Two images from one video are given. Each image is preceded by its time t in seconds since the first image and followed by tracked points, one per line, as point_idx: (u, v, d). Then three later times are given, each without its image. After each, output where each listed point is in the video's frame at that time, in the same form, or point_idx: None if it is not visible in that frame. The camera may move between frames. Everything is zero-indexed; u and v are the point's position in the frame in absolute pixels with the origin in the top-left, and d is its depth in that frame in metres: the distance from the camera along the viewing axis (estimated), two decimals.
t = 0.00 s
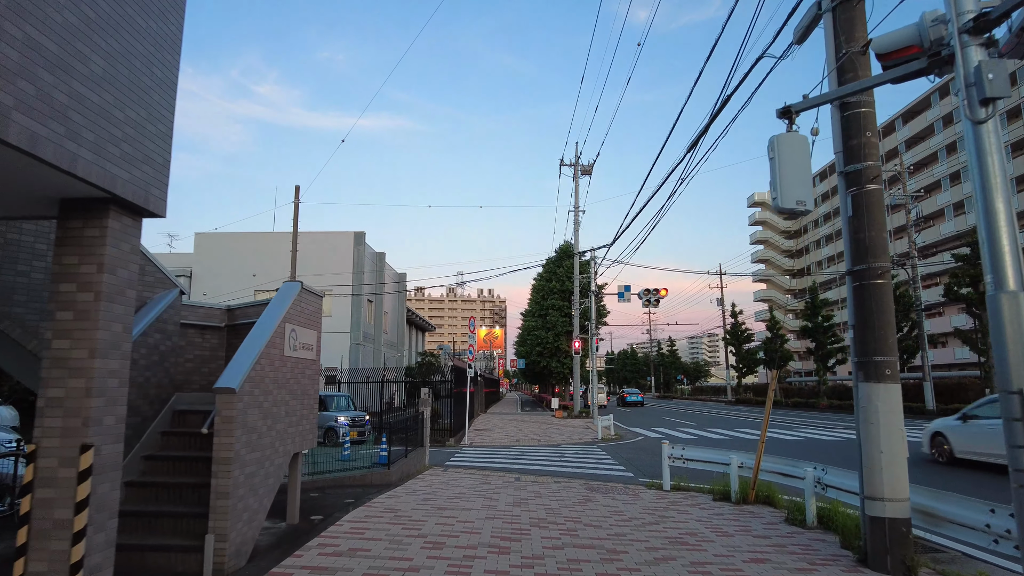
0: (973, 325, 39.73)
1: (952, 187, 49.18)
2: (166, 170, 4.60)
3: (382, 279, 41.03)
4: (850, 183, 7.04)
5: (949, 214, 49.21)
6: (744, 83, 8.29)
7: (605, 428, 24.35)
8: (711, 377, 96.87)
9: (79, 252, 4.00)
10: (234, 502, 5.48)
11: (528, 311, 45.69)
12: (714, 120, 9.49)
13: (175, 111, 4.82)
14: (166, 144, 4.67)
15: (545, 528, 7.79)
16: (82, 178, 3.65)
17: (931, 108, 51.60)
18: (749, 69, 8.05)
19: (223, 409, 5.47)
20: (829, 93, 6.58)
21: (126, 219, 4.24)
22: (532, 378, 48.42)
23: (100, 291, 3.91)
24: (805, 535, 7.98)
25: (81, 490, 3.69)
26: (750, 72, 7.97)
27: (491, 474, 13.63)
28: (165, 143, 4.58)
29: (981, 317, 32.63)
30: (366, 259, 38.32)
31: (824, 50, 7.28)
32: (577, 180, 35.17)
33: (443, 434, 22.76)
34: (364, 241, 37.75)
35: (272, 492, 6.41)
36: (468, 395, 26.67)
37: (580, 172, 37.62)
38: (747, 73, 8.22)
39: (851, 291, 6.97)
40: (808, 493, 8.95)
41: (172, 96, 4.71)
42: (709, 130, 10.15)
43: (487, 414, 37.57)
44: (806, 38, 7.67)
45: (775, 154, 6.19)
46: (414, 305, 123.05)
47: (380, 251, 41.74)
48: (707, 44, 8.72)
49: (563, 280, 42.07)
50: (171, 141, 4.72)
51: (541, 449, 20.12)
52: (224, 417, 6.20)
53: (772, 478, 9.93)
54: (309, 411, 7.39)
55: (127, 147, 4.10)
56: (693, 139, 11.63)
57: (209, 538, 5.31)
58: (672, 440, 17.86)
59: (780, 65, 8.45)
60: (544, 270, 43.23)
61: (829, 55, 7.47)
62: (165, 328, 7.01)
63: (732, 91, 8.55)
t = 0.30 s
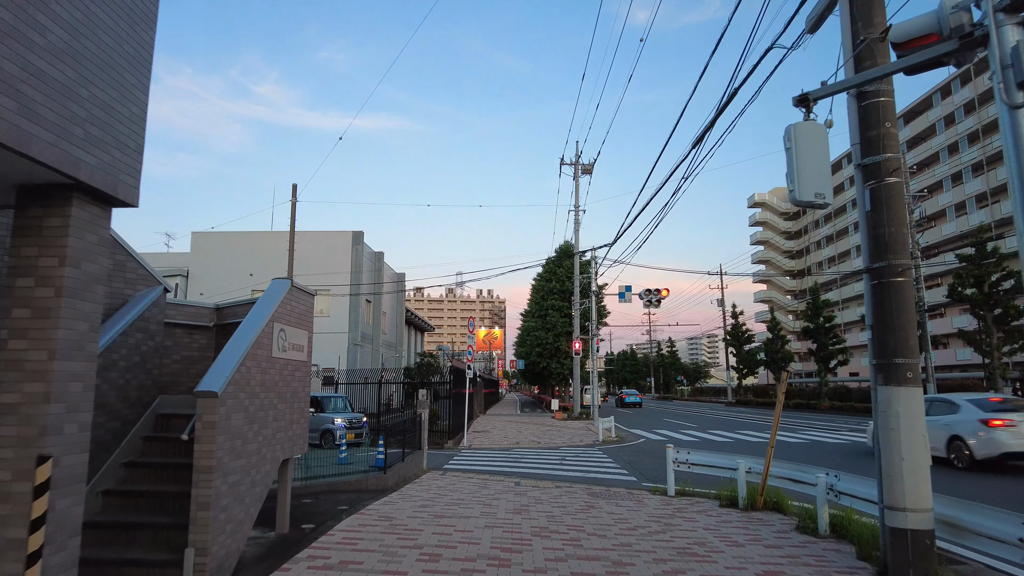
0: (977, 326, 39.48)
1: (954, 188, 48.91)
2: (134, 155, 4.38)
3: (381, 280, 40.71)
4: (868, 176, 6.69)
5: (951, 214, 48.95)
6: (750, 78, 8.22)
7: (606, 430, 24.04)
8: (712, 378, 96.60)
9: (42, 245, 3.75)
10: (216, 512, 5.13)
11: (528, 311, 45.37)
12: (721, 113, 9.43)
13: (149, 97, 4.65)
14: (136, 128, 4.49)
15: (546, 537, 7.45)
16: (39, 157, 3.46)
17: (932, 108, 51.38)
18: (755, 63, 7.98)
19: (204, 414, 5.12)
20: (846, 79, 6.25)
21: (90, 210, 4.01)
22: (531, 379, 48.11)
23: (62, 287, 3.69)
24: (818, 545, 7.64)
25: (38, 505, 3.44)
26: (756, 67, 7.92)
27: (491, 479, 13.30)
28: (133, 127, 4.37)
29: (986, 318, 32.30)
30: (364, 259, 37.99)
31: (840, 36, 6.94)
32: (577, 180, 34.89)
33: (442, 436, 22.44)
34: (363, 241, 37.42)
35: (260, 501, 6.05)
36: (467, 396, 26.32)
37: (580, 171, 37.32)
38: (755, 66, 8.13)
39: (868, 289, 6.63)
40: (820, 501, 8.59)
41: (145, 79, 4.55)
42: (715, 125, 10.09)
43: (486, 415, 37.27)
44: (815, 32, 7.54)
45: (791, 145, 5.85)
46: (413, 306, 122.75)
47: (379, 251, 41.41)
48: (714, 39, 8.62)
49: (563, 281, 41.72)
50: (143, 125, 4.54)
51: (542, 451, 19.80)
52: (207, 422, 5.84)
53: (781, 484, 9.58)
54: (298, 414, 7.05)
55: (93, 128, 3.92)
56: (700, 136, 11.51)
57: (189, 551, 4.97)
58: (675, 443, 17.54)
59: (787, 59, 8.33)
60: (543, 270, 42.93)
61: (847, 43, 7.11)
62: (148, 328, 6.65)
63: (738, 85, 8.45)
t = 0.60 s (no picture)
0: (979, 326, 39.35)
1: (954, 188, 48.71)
2: (104, 132, 4.20)
3: (379, 279, 40.41)
4: (886, 166, 6.38)
5: (952, 215, 48.72)
6: (757, 69, 8.12)
7: (606, 431, 23.78)
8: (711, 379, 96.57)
9: None
10: (199, 519, 4.83)
11: (527, 312, 45.11)
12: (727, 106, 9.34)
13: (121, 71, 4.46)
14: (106, 103, 4.30)
15: (549, 544, 7.13)
16: None
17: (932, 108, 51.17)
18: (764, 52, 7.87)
19: (186, 414, 4.81)
20: (863, 64, 5.99)
21: (55, 192, 3.86)
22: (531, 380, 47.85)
23: (20, 276, 3.50)
24: (832, 551, 7.35)
25: None
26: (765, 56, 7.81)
27: (489, 481, 13.01)
28: (101, 103, 4.18)
29: (989, 318, 32.06)
30: (362, 258, 37.71)
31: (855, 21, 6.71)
32: (577, 179, 34.68)
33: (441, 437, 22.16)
34: (361, 240, 37.14)
35: (247, 507, 5.74)
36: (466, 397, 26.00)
37: (580, 170, 37.07)
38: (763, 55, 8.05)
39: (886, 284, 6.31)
40: (832, 504, 8.31)
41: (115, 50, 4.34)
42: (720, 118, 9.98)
43: (484, 417, 37.03)
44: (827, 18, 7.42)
45: (808, 131, 5.57)
46: (412, 307, 122.67)
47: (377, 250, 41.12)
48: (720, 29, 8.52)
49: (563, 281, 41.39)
50: (114, 100, 4.35)
51: (541, 452, 19.55)
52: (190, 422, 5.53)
53: (789, 487, 9.31)
54: (288, 414, 6.73)
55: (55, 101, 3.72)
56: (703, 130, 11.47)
57: (168, 561, 4.66)
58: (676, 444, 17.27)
59: (796, 46, 8.26)
60: (543, 270, 42.65)
61: (863, 28, 6.82)
62: (132, 324, 6.35)
63: (745, 76, 8.34)
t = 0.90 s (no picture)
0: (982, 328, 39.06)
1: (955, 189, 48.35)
2: (65, 113, 4.06)
3: (378, 280, 40.08)
4: (904, 158, 6.06)
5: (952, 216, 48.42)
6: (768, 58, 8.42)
7: (607, 433, 23.47)
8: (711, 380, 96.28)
9: None
10: (176, 533, 4.51)
11: (527, 313, 44.83)
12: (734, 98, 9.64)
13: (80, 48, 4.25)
14: (64, 79, 4.10)
15: (550, 554, 6.82)
16: None
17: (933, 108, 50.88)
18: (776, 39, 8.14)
19: (162, 421, 4.49)
20: (881, 49, 5.69)
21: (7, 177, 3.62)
22: (530, 381, 47.54)
23: None
24: (845, 562, 7.04)
25: None
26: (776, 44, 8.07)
27: (488, 485, 12.71)
28: (61, 83, 4.03)
29: (993, 319, 31.79)
30: (360, 258, 37.33)
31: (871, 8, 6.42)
32: (577, 178, 34.44)
33: (438, 440, 21.83)
34: (359, 240, 36.76)
35: (230, 517, 5.42)
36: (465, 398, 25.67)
37: (580, 170, 36.80)
38: (774, 44, 8.36)
39: (904, 282, 5.98)
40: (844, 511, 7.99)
41: (73, 25, 4.14)
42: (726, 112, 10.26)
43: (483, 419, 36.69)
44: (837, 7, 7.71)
45: (824, 120, 5.26)
46: (412, 308, 122.28)
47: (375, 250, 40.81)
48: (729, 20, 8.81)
49: (562, 282, 41.06)
50: (74, 78, 4.17)
51: (541, 455, 19.23)
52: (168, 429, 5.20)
53: (798, 492, 9.00)
54: (275, 418, 6.42)
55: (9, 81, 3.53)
56: (710, 125, 11.34)
57: None
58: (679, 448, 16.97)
59: (807, 34, 8.58)
60: (542, 270, 42.33)
61: (879, 15, 6.52)
62: (112, 324, 6.03)
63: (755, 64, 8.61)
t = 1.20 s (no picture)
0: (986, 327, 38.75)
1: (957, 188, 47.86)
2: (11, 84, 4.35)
3: (376, 279, 39.78)
4: (924, 146, 5.74)
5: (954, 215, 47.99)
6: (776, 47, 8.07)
7: (608, 434, 23.20)
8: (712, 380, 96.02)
9: None
10: (156, 542, 4.21)
11: (527, 312, 44.56)
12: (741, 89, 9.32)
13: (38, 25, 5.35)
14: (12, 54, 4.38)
15: (554, 560, 6.52)
16: None
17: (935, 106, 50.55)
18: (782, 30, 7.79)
19: (140, 421, 4.19)
20: (900, 30, 5.36)
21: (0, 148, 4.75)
22: (530, 381, 47.25)
23: None
24: (863, 568, 6.74)
25: None
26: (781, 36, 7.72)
27: (489, 487, 12.42)
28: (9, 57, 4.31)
29: (997, 318, 31.51)
30: (359, 257, 36.92)
31: None
32: (577, 176, 34.20)
33: (438, 441, 21.52)
34: (358, 238, 36.32)
35: (216, 523, 5.12)
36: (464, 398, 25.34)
37: (580, 168, 36.50)
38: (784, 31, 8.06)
39: (926, 276, 5.66)
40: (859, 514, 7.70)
41: None
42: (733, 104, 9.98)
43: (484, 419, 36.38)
44: None
45: (843, 103, 4.97)
46: (411, 308, 121.97)
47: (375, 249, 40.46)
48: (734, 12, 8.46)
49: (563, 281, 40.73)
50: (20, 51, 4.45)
51: (542, 456, 18.93)
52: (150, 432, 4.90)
53: (808, 495, 8.71)
54: (265, 418, 6.12)
55: (20, 69, 4.64)
56: (716, 118, 11.09)
57: None
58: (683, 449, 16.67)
59: (816, 24, 8.21)
60: (542, 270, 42.04)
61: None
62: (93, 321, 5.74)
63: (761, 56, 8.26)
